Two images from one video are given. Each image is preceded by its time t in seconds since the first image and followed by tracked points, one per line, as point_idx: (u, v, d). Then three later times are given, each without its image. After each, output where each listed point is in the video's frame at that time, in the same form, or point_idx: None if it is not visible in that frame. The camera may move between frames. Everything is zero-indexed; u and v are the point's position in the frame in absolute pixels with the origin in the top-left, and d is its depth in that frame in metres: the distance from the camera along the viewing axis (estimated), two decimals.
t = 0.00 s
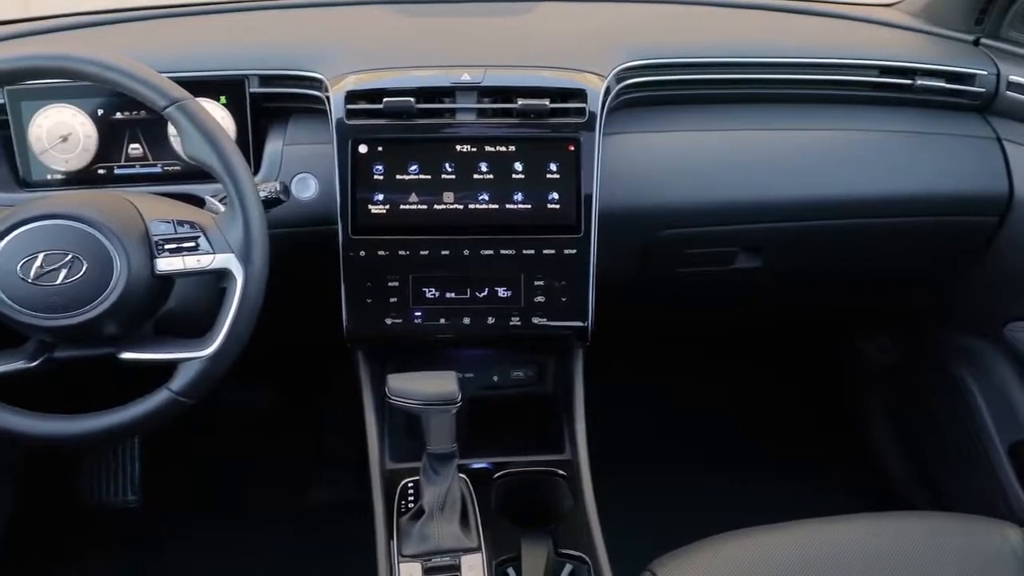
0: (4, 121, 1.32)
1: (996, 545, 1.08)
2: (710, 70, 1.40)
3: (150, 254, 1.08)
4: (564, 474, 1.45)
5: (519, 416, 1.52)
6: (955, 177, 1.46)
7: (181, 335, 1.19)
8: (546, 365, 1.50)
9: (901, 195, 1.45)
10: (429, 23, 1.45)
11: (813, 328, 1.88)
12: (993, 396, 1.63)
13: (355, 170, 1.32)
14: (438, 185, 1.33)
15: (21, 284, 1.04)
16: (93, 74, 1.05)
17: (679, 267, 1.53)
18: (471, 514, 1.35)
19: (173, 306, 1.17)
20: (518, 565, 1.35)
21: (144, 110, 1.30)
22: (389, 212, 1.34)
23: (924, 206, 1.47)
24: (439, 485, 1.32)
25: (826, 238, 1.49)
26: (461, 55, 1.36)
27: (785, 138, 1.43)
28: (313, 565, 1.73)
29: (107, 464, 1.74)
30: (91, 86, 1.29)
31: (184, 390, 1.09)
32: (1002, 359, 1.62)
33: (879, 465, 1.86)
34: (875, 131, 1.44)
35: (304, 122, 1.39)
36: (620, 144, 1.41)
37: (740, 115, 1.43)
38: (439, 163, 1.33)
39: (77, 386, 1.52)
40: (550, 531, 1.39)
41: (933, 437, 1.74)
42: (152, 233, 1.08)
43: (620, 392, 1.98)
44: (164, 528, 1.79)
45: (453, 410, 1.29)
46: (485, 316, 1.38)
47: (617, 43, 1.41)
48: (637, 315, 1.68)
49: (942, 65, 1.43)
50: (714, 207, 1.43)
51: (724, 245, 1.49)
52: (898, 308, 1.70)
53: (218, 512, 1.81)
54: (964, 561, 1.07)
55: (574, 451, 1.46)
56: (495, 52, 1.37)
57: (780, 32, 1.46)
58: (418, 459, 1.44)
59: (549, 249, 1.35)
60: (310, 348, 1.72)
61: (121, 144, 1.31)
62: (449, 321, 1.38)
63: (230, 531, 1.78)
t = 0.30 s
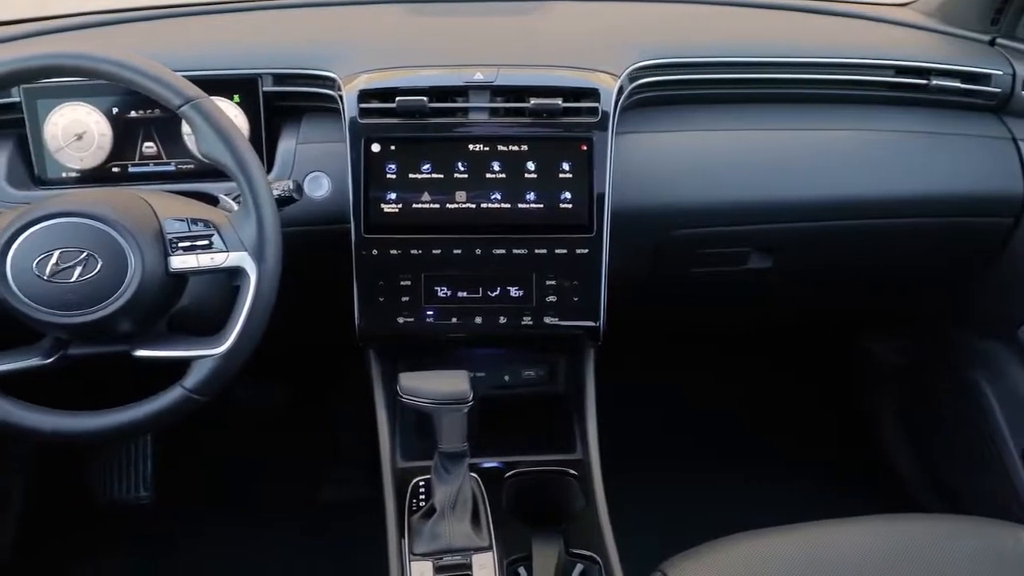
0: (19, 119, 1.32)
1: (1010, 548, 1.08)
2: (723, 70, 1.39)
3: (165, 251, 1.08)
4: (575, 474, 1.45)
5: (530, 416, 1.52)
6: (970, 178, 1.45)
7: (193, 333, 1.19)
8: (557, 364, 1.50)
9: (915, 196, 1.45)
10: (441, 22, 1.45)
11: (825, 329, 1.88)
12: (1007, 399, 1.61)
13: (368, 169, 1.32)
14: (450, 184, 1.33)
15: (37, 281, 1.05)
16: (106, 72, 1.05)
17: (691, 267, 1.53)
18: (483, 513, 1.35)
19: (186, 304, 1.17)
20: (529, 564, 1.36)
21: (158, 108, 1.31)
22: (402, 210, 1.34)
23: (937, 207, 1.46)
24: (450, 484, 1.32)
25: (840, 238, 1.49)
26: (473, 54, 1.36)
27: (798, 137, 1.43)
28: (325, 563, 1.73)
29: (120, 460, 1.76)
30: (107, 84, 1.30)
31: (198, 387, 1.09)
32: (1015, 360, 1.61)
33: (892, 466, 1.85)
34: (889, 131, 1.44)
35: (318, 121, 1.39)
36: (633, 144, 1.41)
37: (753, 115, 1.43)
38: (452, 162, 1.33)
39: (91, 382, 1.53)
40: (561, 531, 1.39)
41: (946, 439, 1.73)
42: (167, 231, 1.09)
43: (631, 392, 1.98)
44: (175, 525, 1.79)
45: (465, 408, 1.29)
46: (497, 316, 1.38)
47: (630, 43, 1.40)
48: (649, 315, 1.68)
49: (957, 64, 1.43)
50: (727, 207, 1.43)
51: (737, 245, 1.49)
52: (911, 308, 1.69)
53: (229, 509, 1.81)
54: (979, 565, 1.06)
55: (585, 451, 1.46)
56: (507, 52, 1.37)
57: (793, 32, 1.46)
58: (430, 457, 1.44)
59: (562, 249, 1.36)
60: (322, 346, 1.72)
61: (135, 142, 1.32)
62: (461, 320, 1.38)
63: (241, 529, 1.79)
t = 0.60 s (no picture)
0: (34, 118, 1.33)
1: None
2: (736, 69, 1.39)
3: (179, 249, 1.09)
4: (587, 474, 1.44)
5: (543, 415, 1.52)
6: (984, 179, 1.45)
7: (206, 331, 1.19)
8: (568, 364, 1.51)
9: (929, 196, 1.44)
10: (453, 21, 1.45)
11: (838, 329, 1.87)
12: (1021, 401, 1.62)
13: (381, 167, 1.33)
14: (464, 183, 1.33)
15: (52, 278, 1.05)
16: (119, 71, 1.05)
17: (705, 267, 1.53)
18: (494, 513, 1.35)
19: (199, 303, 1.18)
20: (541, 564, 1.35)
21: (172, 107, 1.31)
22: (415, 209, 1.34)
23: (951, 207, 1.46)
24: (462, 483, 1.32)
25: (853, 239, 1.49)
26: (485, 53, 1.36)
27: (812, 137, 1.42)
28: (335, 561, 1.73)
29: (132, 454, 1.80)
30: (123, 82, 1.30)
31: (211, 384, 1.09)
32: None
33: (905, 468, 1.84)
34: (904, 131, 1.43)
35: (332, 120, 1.40)
36: (646, 143, 1.40)
37: (767, 115, 1.42)
38: (465, 160, 1.33)
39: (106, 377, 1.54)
40: (572, 531, 1.39)
41: (959, 442, 1.73)
42: (181, 229, 1.09)
43: (642, 392, 1.98)
44: (187, 521, 1.79)
45: (478, 408, 1.28)
46: (509, 314, 1.38)
47: (643, 42, 1.40)
48: (661, 315, 1.68)
49: (973, 64, 1.42)
50: (740, 207, 1.43)
51: (751, 244, 1.49)
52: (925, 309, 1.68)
53: (240, 506, 1.81)
54: (994, 567, 1.06)
55: (597, 451, 1.46)
56: (520, 51, 1.37)
57: (807, 31, 1.45)
58: (441, 456, 1.44)
59: (574, 248, 1.36)
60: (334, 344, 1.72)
61: (150, 141, 1.32)
62: (474, 319, 1.38)
63: (252, 526, 1.79)
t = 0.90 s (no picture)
0: (50, 117, 1.34)
1: None
2: (750, 70, 1.38)
3: (193, 248, 1.09)
4: (599, 474, 1.44)
5: (554, 415, 1.52)
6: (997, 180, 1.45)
7: (219, 329, 1.19)
8: (580, 364, 1.51)
9: (941, 198, 1.45)
10: (465, 20, 1.44)
11: (851, 330, 1.86)
12: None
13: (394, 167, 1.33)
14: (477, 183, 1.34)
15: (68, 276, 1.06)
16: (136, 70, 1.06)
17: (719, 267, 1.54)
18: (505, 512, 1.35)
19: (213, 301, 1.18)
20: (552, 564, 1.34)
21: (187, 105, 1.32)
22: (428, 209, 1.34)
23: (963, 208, 1.46)
24: (473, 482, 1.32)
25: (865, 240, 1.50)
26: (498, 53, 1.36)
27: (826, 137, 1.42)
28: (346, 560, 1.72)
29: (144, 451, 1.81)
30: (138, 81, 1.30)
31: (225, 382, 1.10)
32: None
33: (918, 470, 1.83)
34: (918, 131, 1.43)
35: (345, 119, 1.40)
36: (659, 143, 1.40)
37: (782, 114, 1.42)
38: (478, 160, 1.33)
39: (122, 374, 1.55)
40: (583, 531, 1.38)
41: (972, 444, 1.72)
42: (196, 227, 1.10)
43: (654, 393, 1.98)
44: (200, 519, 1.79)
45: (490, 407, 1.29)
46: (521, 314, 1.38)
47: (656, 41, 1.39)
48: (674, 315, 1.68)
49: (987, 64, 1.41)
50: (751, 207, 1.44)
51: (762, 245, 1.50)
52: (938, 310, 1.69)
53: (252, 504, 1.82)
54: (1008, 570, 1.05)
55: (608, 450, 1.46)
56: (534, 50, 1.37)
57: (821, 30, 1.45)
58: (453, 455, 1.44)
59: (587, 249, 1.36)
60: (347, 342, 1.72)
61: (165, 139, 1.33)
62: (486, 319, 1.39)
63: (263, 524, 1.79)
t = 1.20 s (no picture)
0: (67, 115, 1.35)
1: None
2: (765, 69, 1.37)
3: (208, 246, 1.10)
4: (610, 474, 1.44)
5: (566, 416, 1.52)
6: (1012, 182, 1.44)
7: (234, 327, 1.20)
8: (593, 365, 1.51)
9: (954, 200, 1.45)
10: (478, 19, 1.44)
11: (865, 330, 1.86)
12: None
13: (408, 166, 1.33)
14: (491, 182, 1.34)
15: (84, 273, 1.06)
16: (152, 68, 1.06)
17: (733, 268, 1.54)
18: (517, 511, 1.35)
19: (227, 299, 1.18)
20: (564, 564, 1.37)
21: (202, 104, 1.32)
22: (441, 209, 1.34)
23: (977, 209, 1.46)
24: (486, 482, 1.31)
25: (878, 242, 1.49)
26: (512, 52, 1.36)
27: (840, 138, 1.42)
28: (358, 558, 1.72)
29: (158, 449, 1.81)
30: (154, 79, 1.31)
31: (240, 379, 1.10)
32: None
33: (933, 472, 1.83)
34: (933, 132, 1.43)
35: (359, 117, 1.40)
36: (672, 143, 1.40)
37: (796, 115, 1.42)
38: (491, 159, 1.33)
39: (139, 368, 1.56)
40: (593, 530, 1.42)
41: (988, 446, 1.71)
42: (211, 225, 1.10)
43: (666, 393, 1.98)
44: (213, 516, 1.80)
45: (502, 407, 1.28)
46: (534, 313, 1.38)
47: (671, 40, 1.39)
48: (687, 316, 1.68)
49: (1003, 64, 1.40)
50: (766, 209, 1.44)
51: (776, 245, 1.49)
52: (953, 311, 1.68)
53: (265, 501, 1.82)
54: None
55: (620, 451, 1.46)
56: (548, 49, 1.37)
57: (836, 30, 1.44)
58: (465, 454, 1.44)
59: (600, 248, 1.35)
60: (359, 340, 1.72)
61: (180, 138, 1.33)
62: (498, 318, 1.39)
63: (275, 521, 1.79)
